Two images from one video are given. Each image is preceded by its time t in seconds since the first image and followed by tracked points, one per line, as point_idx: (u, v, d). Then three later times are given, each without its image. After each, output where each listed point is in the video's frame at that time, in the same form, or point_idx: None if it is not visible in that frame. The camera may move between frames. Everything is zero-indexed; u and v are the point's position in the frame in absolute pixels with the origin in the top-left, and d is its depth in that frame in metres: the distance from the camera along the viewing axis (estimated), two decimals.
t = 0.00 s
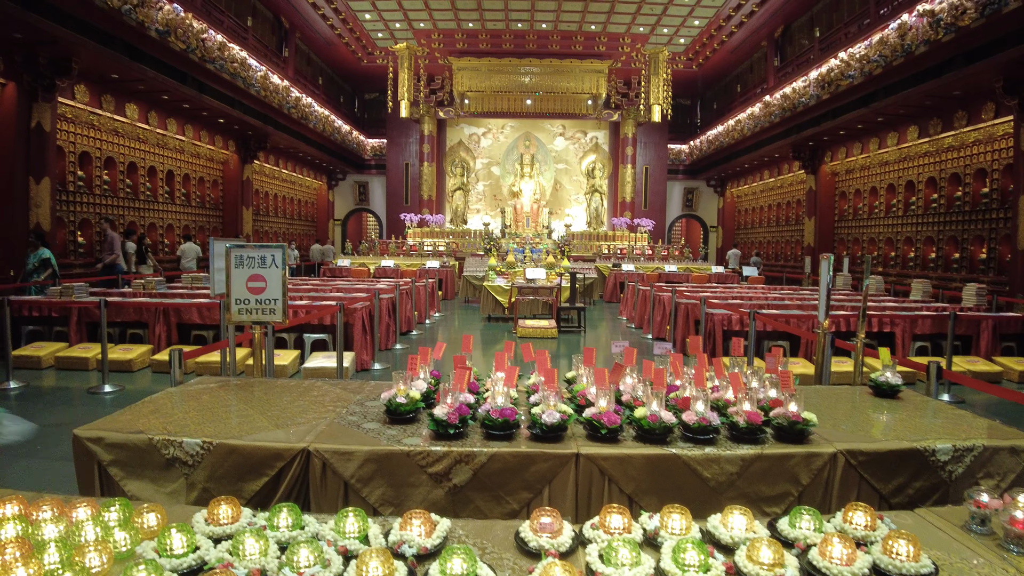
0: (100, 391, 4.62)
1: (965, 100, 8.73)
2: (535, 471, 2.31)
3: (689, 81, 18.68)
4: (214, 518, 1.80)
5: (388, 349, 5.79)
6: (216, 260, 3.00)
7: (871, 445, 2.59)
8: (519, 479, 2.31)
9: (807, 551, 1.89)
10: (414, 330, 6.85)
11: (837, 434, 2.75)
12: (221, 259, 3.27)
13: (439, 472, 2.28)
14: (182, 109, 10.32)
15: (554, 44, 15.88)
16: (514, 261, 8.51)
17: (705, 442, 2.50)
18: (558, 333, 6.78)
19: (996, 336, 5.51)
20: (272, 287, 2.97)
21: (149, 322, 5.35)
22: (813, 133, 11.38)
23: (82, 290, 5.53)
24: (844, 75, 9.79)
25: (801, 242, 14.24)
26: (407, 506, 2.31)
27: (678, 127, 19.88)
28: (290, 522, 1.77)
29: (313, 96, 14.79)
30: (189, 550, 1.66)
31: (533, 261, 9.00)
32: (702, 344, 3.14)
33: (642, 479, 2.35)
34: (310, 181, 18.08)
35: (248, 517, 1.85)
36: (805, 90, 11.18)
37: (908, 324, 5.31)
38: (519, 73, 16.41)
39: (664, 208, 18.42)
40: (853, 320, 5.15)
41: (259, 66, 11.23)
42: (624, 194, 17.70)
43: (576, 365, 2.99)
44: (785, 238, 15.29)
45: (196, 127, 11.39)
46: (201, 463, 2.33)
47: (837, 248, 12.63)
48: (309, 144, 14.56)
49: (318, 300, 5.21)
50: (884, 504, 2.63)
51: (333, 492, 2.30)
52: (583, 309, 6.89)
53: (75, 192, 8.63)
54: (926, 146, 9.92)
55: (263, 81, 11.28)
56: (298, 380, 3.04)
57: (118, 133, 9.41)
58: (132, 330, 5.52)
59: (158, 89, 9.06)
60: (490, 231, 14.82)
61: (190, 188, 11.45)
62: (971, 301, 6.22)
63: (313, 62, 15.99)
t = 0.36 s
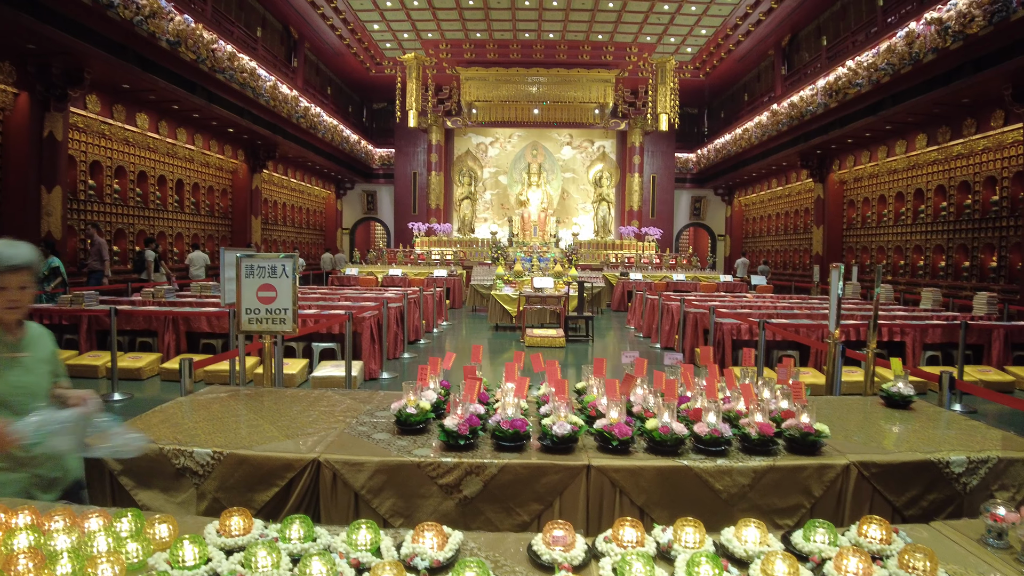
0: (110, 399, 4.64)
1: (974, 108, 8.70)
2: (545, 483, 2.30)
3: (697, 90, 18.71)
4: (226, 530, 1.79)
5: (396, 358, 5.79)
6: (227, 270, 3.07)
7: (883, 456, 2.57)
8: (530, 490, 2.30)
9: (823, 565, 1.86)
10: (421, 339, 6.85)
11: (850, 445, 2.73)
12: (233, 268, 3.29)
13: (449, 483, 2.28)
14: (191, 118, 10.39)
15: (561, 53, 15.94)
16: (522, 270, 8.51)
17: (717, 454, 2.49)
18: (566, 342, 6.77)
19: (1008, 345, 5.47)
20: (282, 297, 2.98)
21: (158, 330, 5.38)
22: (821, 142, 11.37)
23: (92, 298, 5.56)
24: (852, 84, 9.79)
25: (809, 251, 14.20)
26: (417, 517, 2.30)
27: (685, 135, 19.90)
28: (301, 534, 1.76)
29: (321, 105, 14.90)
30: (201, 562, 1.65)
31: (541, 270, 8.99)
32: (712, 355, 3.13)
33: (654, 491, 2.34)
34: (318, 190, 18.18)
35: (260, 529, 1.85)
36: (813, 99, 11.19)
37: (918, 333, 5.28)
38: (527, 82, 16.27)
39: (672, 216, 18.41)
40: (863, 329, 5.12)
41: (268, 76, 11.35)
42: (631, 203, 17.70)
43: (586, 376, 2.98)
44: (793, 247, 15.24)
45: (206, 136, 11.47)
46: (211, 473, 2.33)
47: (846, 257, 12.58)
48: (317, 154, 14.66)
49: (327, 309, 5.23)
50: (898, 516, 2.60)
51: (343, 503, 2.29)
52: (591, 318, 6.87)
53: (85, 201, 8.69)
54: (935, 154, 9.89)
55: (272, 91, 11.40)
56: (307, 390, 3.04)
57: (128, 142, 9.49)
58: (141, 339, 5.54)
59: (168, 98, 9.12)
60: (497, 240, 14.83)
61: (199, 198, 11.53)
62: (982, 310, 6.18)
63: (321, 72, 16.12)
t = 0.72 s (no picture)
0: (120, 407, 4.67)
1: (984, 115, 8.67)
2: (557, 494, 2.28)
3: (705, 99, 18.76)
4: (238, 541, 1.78)
5: (405, 367, 5.80)
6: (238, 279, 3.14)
7: (897, 468, 2.54)
8: (542, 502, 2.29)
9: None
10: (430, 348, 6.86)
11: (864, 456, 2.70)
12: (244, 278, 3.31)
13: (461, 494, 2.27)
14: (203, 128, 10.49)
15: (569, 63, 16.04)
16: (530, 278, 8.52)
17: (730, 465, 2.47)
18: (575, 351, 6.76)
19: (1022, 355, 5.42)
20: (293, 307, 2.99)
21: (169, 338, 5.42)
22: (830, 150, 11.35)
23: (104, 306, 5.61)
24: (861, 92, 9.80)
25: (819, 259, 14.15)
26: (428, 529, 2.29)
27: (693, 144, 19.96)
28: (314, 545, 1.75)
29: (331, 115, 15.05)
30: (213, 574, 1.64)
31: (549, 279, 9.00)
32: (723, 365, 3.13)
33: (666, 503, 2.32)
34: (328, 200, 18.30)
35: (272, 540, 1.83)
36: (822, 107, 11.21)
37: (930, 342, 5.24)
38: (536, 91, 16.74)
39: (680, 225, 18.39)
40: (875, 339, 5.09)
41: (279, 86, 11.49)
42: (640, 212, 17.70)
43: (598, 387, 2.98)
44: (802, 255, 15.18)
45: (217, 146, 11.58)
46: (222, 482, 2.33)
47: (856, 266, 12.52)
48: (327, 163, 14.78)
49: (337, 318, 5.26)
50: (913, 529, 2.55)
51: (354, 513, 2.28)
52: (600, 327, 6.87)
53: (98, 210, 8.78)
54: (945, 162, 9.85)
55: (282, 101, 11.54)
56: (317, 400, 3.05)
57: (140, 152, 9.59)
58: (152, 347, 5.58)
59: (179, 108, 9.21)
60: (506, 249, 14.84)
61: (210, 207, 11.63)
62: (995, 319, 6.13)
63: (331, 81, 16.28)
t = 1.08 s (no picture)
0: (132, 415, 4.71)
1: (995, 122, 8.62)
2: (569, 506, 2.27)
3: (713, 108, 18.76)
4: (252, 551, 1.71)
5: (415, 375, 5.81)
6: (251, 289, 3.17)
7: (913, 480, 2.50)
8: (554, 514, 2.28)
9: None
10: (440, 356, 6.87)
11: (878, 468, 2.67)
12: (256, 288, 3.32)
13: (473, 505, 2.26)
14: (214, 137, 10.58)
15: (578, 72, 16.09)
16: (539, 287, 8.53)
17: (743, 477, 2.46)
18: (584, 359, 6.75)
19: None
20: (305, 316, 3.00)
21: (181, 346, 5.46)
22: (840, 158, 11.31)
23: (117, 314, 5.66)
24: (871, 99, 9.78)
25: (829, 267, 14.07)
26: (440, 540, 2.27)
27: (702, 151, 19.97)
28: (327, 557, 1.71)
29: (341, 124, 15.17)
30: None
31: (558, 287, 9.00)
32: (735, 375, 3.12)
33: (680, 515, 2.31)
34: (338, 208, 18.41)
35: (285, 551, 1.77)
36: (831, 114, 11.19)
37: (943, 351, 5.19)
38: (544, 101, 16.52)
39: (690, 233, 18.34)
40: (888, 348, 5.05)
41: (290, 96, 11.61)
42: (649, 220, 17.71)
43: (610, 397, 2.99)
44: (813, 263, 15.10)
45: (228, 155, 11.67)
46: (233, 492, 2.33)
47: (867, 273, 12.43)
48: (337, 171, 14.89)
49: (347, 326, 5.29)
50: (930, 542, 2.50)
51: (366, 523, 2.28)
52: (610, 335, 6.86)
53: (110, 218, 8.87)
54: (956, 169, 9.78)
55: (293, 110, 11.66)
56: (329, 409, 3.05)
57: (152, 160, 9.67)
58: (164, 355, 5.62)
59: (190, 117, 9.29)
60: (515, 257, 14.86)
61: (221, 215, 11.72)
62: (1010, 328, 6.07)
63: (341, 91, 16.42)
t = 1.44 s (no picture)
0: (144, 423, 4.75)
1: (1007, 129, 8.56)
2: (583, 518, 2.26)
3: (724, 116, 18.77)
4: (266, 563, 1.62)
5: (425, 384, 5.81)
6: (264, 297, 3.29)
7: (931, 493, 2.46)
8: (568, 525, 2.27)
9: None
10: (450, 365, 6.87)
11: (895, 480, 2.63)
12: (269, 296, 3.34)
13: (487, 516, 2.25)
14: (227, 146, 10.68)
15: (588, 81, 16.15)
16: (549, 295, 8.54)
17: (759, 489, 2.44)
18: (595, 369, 6.73)
19: None
20: (318, 325, 3.01)
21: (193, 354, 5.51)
22: (851, 165, 11.27)
23: (129, 322, 5.72)
24: (882, 106, 9.75)
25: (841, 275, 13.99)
26: (454, 552, 2.26)
27: (713, 159, 19.99)
28: (343, 568, 1.61)
29: (353, 133, 15.31)
30: None
31: (568, 295, 8.99)
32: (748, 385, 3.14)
33: (695, 527, 2.29)
34: (349, 217, 18.53)
35: (300, 563, 1.68)
36: (842, 122, 11.17)
37: (959, 360, 5.12)
38: (554, 110, 16.75)
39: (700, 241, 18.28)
40: (902, 358, 5.00)
41: (301, 105, 11.74)
42: (659, 228, 17.67)
43: (623, 408, 3.01)
44: (824, 271, 15.00)
45: (240, 164, 11.78)
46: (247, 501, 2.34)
47: (880, 282, 12.35)
48: (348, 181, 15.01)
49: (358, 335, 5.31)
50: (948, 556, 2.45)
51: (379, 535, 2.27)
52: (621, 344, 6.84)
53: (123, 226, 8.96)
54: (969, 176, 9.71)
55: (304, 119, 11.80)
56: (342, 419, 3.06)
57: (165, 169, 9.76)
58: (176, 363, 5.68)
59: (204, 127, 9.38)
60: (525, 265, 14.86)
61: (233, 223, 11.83)
62: None
63: (353, 101, 16.58)
